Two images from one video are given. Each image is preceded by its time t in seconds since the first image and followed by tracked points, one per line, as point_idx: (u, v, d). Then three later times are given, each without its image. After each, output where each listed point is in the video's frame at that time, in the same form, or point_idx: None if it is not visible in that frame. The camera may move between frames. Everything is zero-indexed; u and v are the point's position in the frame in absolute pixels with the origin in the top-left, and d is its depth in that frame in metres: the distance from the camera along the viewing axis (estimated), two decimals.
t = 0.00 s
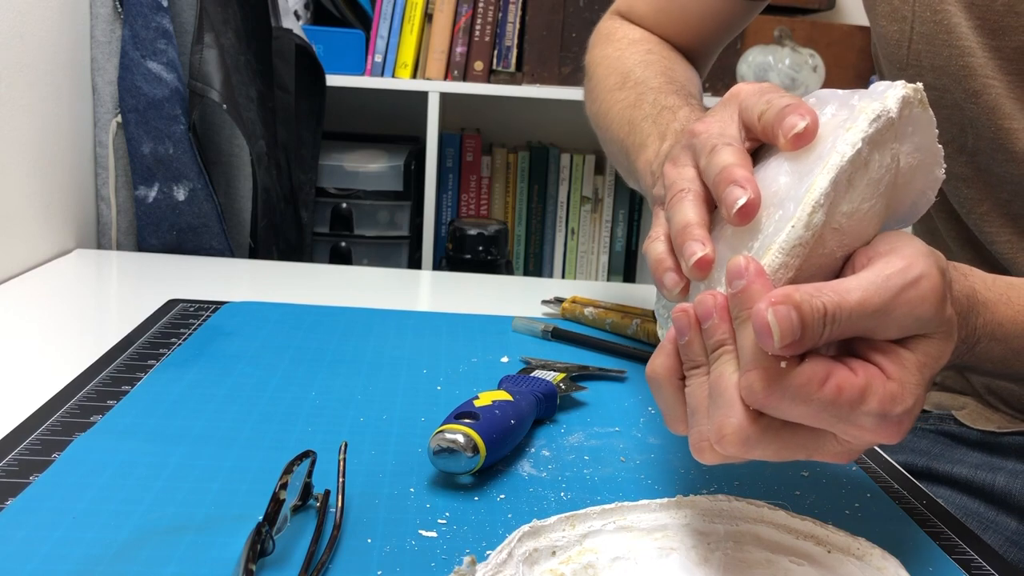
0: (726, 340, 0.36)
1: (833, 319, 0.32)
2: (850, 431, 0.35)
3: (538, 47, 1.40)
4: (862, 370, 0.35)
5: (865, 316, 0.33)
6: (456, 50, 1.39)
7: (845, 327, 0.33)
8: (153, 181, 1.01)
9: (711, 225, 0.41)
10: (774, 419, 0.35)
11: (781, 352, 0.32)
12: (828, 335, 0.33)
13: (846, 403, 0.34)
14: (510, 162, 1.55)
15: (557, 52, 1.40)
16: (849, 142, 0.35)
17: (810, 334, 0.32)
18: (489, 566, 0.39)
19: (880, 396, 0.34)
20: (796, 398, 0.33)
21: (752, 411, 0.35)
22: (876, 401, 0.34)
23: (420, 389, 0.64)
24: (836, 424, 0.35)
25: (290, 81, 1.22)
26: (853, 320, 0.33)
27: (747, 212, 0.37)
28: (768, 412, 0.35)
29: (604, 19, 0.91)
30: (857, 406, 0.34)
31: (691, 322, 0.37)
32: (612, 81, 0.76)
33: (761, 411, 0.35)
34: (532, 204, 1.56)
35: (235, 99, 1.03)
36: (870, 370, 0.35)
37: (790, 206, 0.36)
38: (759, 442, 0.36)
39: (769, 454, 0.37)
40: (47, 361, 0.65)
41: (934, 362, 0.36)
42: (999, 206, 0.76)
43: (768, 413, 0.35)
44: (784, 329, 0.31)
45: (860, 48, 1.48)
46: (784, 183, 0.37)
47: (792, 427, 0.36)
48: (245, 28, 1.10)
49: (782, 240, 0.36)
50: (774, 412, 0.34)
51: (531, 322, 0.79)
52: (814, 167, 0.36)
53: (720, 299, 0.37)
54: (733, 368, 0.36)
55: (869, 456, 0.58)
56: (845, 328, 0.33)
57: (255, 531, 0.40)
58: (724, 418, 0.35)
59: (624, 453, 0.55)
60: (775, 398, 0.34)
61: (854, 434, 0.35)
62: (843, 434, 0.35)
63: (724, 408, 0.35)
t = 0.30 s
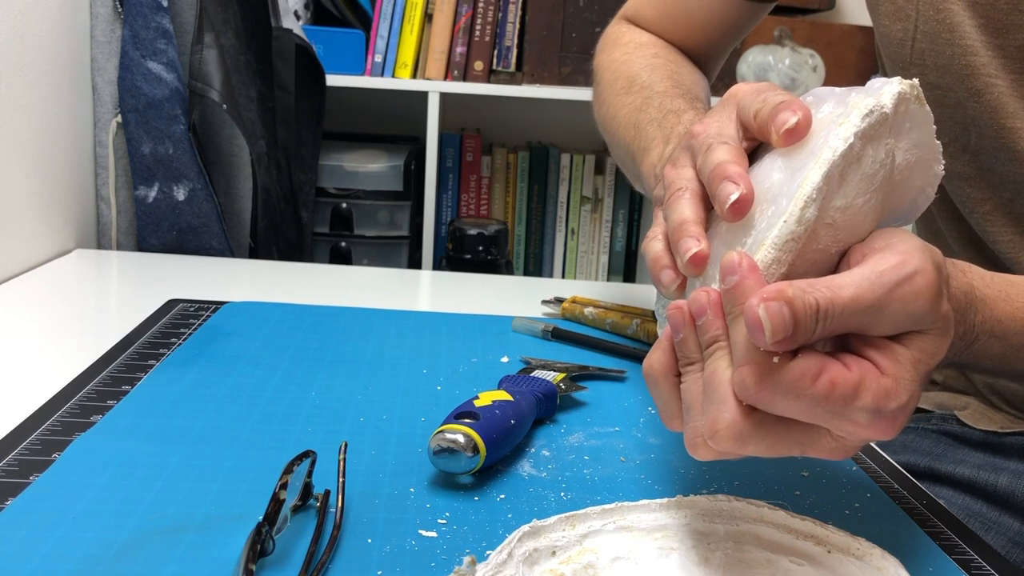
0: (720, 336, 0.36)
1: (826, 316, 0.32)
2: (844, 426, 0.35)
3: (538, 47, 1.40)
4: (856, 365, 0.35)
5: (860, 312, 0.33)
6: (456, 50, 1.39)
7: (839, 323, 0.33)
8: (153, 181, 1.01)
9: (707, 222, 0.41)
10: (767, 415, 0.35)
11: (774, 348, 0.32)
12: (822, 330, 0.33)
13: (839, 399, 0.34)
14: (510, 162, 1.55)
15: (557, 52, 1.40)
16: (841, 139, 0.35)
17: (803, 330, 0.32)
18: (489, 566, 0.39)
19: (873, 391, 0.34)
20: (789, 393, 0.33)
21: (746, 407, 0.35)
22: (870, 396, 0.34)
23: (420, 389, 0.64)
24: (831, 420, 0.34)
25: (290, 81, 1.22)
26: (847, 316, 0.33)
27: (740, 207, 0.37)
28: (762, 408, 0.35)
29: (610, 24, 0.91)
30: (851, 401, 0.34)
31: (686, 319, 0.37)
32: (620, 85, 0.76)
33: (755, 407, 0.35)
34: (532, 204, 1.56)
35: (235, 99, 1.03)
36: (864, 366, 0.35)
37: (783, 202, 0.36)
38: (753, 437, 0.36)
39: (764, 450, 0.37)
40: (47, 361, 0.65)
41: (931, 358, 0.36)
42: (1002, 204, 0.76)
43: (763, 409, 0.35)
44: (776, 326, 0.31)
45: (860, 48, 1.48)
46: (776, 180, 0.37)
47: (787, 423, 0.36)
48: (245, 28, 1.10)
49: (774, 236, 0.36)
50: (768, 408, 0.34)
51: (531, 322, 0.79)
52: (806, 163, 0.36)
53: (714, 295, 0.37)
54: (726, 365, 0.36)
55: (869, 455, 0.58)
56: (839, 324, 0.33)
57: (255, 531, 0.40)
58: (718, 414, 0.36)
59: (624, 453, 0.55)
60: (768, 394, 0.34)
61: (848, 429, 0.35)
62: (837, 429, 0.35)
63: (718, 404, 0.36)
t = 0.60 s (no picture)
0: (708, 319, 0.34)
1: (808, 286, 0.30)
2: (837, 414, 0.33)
3: (538, 47, 1.40)
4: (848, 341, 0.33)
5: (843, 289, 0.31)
6: (456, 50, 1.39)
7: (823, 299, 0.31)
8: (153, 180, 1.01)
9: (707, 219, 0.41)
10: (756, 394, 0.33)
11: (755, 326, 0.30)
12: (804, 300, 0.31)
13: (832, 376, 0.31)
14: (510, 162, 1.55)
15: (557, 52, 1.40)
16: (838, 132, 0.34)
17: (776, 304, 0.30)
18: (489, 566, 0.39)
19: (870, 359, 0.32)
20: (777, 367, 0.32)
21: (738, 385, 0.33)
22: (864, 374, 0.31)
23: (420, 389, 0.64)
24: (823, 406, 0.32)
25: (290, 81, 1.22)
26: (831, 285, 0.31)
27: (736, 197, 0.38)
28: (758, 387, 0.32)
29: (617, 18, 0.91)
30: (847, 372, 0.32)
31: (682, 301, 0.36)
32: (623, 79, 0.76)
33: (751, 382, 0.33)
34: (532, 204, 1.56)
35: (235, 99, 1.03)
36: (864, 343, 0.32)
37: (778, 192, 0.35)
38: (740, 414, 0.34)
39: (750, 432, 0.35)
40: (47, 361, 0.65)
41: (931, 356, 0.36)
42: (1011, 197, 0.76)
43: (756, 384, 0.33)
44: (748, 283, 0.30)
45: (860, 48, 1.48)
46: (774, 172, 0.37)
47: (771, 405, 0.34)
48: (245, 28, 1.10)
49: (766, 224, 0.35)
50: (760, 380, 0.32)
51: (532, 322, 0.79)
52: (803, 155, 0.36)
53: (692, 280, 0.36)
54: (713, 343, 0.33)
55: (868, 455, 0.58)
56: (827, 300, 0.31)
57: (255, 531, 0.40)
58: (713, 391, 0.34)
59: (624, 453, 0.55)
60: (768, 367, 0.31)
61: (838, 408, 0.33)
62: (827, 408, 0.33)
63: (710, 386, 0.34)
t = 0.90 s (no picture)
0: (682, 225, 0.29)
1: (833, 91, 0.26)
2: (820, 292, 0.27)
3: (538, 47, 1.39)
4: (881, 154, 0.26)
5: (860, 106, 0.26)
6: (456, 50, 1.39)
7: (853, 101, 0.26)
8: (153, 180, 1.01)
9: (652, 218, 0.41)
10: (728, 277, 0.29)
11: (778, 93, 0.25)
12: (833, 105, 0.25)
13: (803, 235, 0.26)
14: (510, 162, 1.55)
15: (557, 52, 1.40)
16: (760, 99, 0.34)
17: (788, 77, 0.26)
18: (489, 566, 0.39)
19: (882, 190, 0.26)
20: (831, 113, 0.25)
21: (770, 186, 0.25)
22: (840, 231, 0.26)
23: (420, 390, 0.64)
24: (813, 276, 0.27)
25: (290, 81, 1.22)
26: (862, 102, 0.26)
27: (661, 150, 0.38)
28: (786, 179, 0.25)
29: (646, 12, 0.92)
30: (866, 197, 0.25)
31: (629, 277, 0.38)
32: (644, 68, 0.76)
33: (800, 152, 0.24)
34: (532, 204, 1.56)
35: (235, 99, 1.03)
36: (882, 168, 0.26)
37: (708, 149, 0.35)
38: (768, 241, 0.26)
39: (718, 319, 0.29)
40: (46, 361, 0.65)
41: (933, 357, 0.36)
42: None
43: (802, 165, 0.24)
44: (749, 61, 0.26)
45: (861, 49, 1.48)
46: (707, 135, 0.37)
47: (784, 271, 0.27)
48: (245, 28, 1.10)
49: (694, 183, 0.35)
50: (805, 162, 0.24)
51: (532, 322, 0.80)
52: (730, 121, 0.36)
53: (666, 221, 0.32)
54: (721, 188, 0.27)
55: (867, 454, 0.58)
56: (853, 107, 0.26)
57: (255, 531, 0.40)
58: (735, 213, 0.26)
59: (624, 452, 0.55)
60: (800, 150, 0.24)
61: (864, 244, 0.26)
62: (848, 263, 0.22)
63: (715, 219, 0.26)
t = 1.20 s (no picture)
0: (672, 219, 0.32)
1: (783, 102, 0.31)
2: (789, 312, 0.33)
3: (538, 47, 1.39)
4: (820, 183, 0.30)
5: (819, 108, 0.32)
6: (456, 50, 1.39)
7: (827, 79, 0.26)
8: (153, 181, 1.01)
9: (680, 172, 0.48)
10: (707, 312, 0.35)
11: (713, 140, 0.31)
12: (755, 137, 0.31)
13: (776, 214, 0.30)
14: (510, 162, 1.55)
15: (557, 52, 1.40)
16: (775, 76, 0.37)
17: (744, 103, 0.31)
18: (489, 566, 0.39)
19: (832, 215, 0.31)
20: (766, 159, 0.30)
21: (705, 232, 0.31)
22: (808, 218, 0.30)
23: (420, 389, 0.64)
24: (771, 297, 0.32)
25: (290, 81, 1.21)
26: (817, 104, 0.32)
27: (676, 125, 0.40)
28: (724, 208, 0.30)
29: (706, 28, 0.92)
30: (809, 222, 0.31)
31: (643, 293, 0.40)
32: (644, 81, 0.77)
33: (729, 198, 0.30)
34: (532, 204, 1.56)
35: (235, 99, 1.03)
36: (827, 196, 0.31)
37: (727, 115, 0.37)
38: (718, 280, 0.32)
39: (712, 351, 0.35)
40: (47, 361, 0.65)
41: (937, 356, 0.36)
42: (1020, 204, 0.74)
43: (734, 211, 0.30)
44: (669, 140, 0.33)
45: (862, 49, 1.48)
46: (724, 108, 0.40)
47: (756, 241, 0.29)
48: (245, 29, 1.10)
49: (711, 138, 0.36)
50: (737, 205, 0.30)
51: (532, 322, 0.80)
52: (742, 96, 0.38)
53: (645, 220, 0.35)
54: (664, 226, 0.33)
55: (867, 454, 0.58)
56: (792, 123, 0.32)
57: (255, 531, 0.40)
58: (679, 262, 0.32)
59: (624, 452, 0.55)
60: (729, 195, 0.30)
61: (822, 266, 0.31)
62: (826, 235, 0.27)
63: (664, 260, 0.33)
